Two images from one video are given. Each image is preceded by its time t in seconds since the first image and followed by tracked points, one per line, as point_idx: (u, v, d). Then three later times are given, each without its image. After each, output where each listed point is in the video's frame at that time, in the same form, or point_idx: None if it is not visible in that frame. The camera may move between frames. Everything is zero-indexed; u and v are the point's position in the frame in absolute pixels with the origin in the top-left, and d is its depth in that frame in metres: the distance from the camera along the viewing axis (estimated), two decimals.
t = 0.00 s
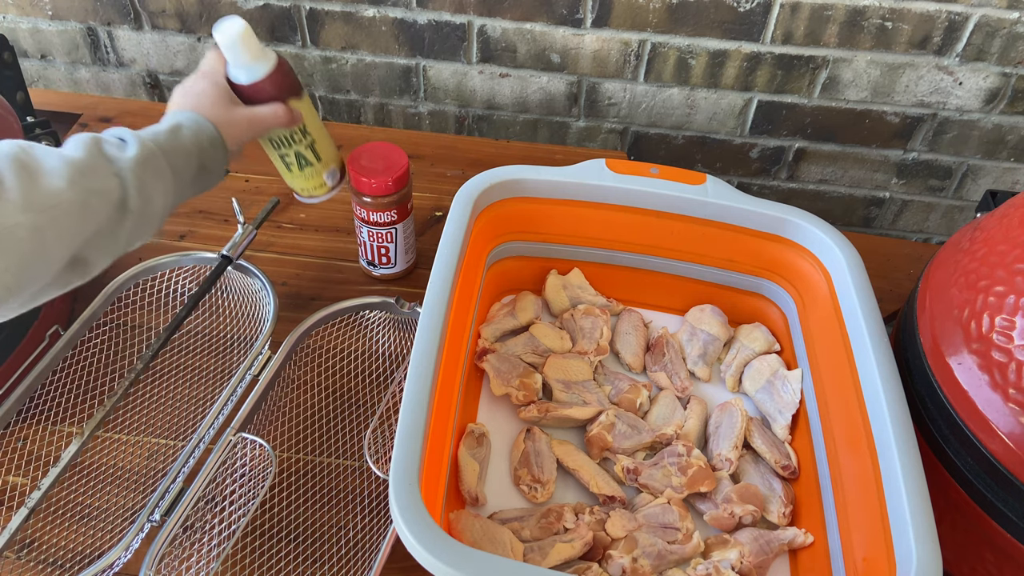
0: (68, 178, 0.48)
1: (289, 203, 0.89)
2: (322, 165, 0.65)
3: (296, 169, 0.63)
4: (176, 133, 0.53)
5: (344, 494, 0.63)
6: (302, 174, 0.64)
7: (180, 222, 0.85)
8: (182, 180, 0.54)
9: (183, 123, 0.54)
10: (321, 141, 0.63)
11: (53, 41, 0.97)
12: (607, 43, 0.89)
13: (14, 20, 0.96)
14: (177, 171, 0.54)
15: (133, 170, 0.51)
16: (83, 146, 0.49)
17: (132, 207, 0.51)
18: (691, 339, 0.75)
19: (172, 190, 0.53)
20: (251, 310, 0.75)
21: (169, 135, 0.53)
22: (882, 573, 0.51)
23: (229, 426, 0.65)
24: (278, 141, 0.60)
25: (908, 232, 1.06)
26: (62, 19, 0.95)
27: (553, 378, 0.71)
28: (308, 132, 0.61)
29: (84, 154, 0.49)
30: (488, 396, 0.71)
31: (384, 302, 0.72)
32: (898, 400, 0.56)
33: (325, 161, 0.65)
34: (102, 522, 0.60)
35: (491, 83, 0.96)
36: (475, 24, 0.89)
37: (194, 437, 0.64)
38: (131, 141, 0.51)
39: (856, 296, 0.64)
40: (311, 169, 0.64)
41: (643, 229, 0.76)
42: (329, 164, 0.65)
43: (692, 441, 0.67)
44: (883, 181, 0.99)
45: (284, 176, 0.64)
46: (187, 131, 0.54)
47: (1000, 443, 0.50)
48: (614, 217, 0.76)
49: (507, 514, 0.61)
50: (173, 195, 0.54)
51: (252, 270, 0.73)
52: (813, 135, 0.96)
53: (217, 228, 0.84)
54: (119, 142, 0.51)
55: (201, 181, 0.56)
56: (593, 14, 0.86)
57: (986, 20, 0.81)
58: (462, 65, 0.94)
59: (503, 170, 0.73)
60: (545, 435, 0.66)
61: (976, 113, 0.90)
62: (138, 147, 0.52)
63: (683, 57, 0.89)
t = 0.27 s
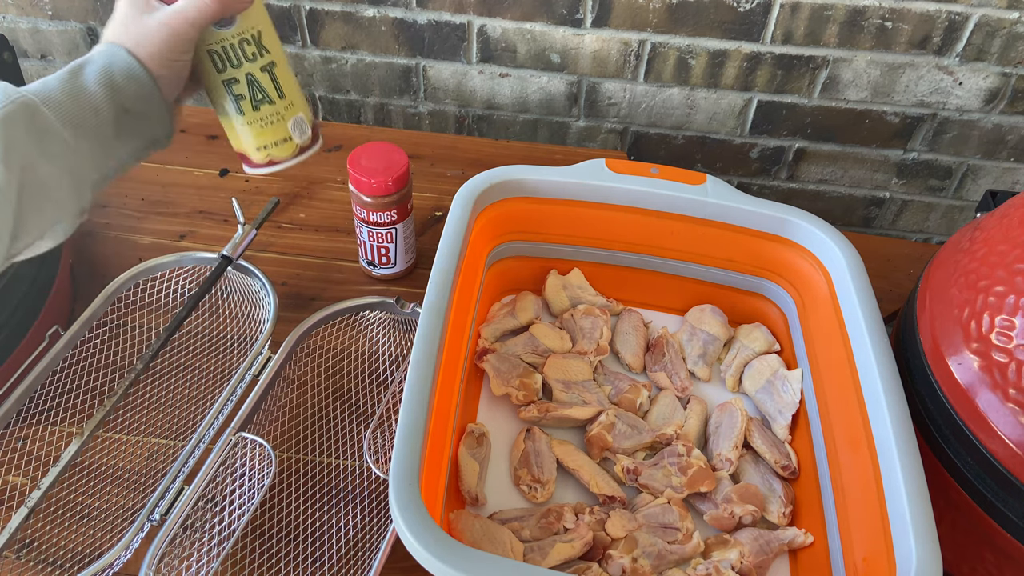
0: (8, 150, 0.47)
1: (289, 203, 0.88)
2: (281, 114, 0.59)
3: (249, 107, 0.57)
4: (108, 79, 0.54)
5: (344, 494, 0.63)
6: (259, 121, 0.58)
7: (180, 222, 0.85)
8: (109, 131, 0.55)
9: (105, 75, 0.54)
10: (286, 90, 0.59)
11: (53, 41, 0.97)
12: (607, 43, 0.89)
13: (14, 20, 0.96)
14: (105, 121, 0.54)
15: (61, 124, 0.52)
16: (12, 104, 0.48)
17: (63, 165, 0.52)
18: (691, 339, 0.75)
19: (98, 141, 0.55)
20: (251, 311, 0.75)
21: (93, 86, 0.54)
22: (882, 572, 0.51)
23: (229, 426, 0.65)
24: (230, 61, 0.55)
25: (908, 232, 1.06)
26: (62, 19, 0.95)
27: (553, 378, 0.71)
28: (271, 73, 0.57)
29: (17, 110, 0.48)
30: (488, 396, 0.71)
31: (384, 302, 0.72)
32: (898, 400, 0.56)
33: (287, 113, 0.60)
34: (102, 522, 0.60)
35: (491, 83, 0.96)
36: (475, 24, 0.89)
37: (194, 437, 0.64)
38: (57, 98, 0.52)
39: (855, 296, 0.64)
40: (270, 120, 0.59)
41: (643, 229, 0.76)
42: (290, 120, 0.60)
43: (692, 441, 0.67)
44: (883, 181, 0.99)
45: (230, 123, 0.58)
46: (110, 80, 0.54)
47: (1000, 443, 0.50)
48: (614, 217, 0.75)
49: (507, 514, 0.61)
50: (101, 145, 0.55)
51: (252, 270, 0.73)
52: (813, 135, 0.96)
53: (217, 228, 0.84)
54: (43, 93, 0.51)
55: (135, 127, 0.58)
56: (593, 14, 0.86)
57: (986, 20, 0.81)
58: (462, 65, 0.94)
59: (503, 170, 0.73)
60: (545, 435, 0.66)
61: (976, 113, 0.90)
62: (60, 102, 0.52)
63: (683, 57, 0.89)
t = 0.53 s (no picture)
0: (174, 277, 0.33)
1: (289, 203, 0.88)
2: (440, 267, 0.38)
3: (410, 246, 0.38)
4: (291, 207, 0.36)
5: (344, 494, 0.63)
6: (411, 267, 0.38)
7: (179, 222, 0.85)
8: (283, 263, 0.37)
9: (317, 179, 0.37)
10: (456, 245, 0.39)
11: (53, 41, 0.97)
12: (607, 43, 0.89)
13: (14, 20, 0.96)
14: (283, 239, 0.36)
15: (230, 246, 0.35)
16: (187, 220, 0.34)
17: (226, 296, 0.35)
18: (691, 339, 0.75)
19: (266, 274, 0.37)
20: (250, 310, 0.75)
21: (276, 210, 0.36)
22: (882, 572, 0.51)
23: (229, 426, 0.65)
24: (403, 194, 0.38)
25: (908, 232, 1.06)
26: (62, 19, 0.95)
27: (553, 378, 0.71)
28: (437, 182, 0.39)
29: (190, 228, 0.34)
30: (488, 396, 0.71)
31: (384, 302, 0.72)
32: (898, 400, 0.56)
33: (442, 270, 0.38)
34: (102, 522, 0.60)
35: (491, 83, 0.96)
36: (475, 24, 0.89)
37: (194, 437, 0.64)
38: (243, 207, 0.36)
39: (855, 295, 0.64)
40: (431, 268, 0.38)
41: (643, 229, 0.76)
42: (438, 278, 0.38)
43: (692, 441, 0.67)
44: (883, 181, 0.99)
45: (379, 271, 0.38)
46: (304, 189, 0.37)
47: (1000, 443, 0.50)
48: (614, 217, 0.75)
49: (507, 514, 0.61)
50: (268, 282, 0.37)
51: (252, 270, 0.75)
52: (813, 135, 0.96)
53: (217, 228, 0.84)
54: (222, 211, 0.35)
55: (313, 272, 0.39)
56: (593, 14, 0.86)
57: (986, 20, 0.81)
58: (462, 65, 0.94)
59: (503, 170, 0.73)
60: (545, 435, 0.66)
61: (976, 113, 0.90)
62: (235, 220, 0.35)
63: (683, 57, 0.89)
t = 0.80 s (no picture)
0: (199, 334, 0.35)
1: (289, 203, 0.88)
2: (493, 318, 0.44)
3: (468, 298, 0.44)
4: (318, 263, 0.40)
5: (344, 495, 0.63)
6: (470, 319, 0.44)
7: (179, 222, 0.85)
8: (308, 320, 0.40)
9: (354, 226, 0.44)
10: (505, 298, 0.46)
11: (53, 41, 0.97)
12: (607, 43, 0.89)
13: (14, 20, 0.96)
14: (311, 294, 0.40)
15: (257, 303, 0.38)
16: (214, 276, 0.36)
17: (249, 356, 0.38)
18: (691, 339, 0.75)
19: (292, 330, 0.39)
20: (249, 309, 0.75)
21: (304, 266, 0.40)
22: (882, 573, 0.51)
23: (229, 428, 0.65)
24: (460, 245, 0.45)
25: (908, 232, 1.06)
26: (62, 19, 0.95)
27: (553, 378, 0.71)
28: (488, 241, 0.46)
29: (219, 284, 0.36)
30: (488, 395, 0.71)
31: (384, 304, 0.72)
32: (898, 400, 0.56)
33: (493, 321, 0.44)
34: (102, 522, 0.60)
35: (491, 83, 0.96)
36: (475, 24, 0.89)
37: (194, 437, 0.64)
38: (275, 261, 0.39)
39: (855, 295, 0.64)
40: (486, 319, 0.44)
41: (643, 229, 0.76)
42: (490, 330, 0.44)
43: (692, 441, 0.67)
44: (883, 181, 0.99)
45: (436, 317, 0.44)
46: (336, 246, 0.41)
47: (1000, 442, 0.50)
48: (614, 217, 0.75)
49: (507, 514, 0.61)
50: (294, 337, 0.40)
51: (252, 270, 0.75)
52: (813, 135, 0.95)
53: (217, 228, 0.84)
54: (249, 265, 0.38)
55: (338, 327, 0.42)
56: (593, 14, 0.86)
57: (986, 20, 0.81)
58: (462, 65, 0.94)
59: (503, 170, 0.73)
60: (545, 435, 0.66)
61: (976, 113, 0.90)
62: (267, 276, 0.39)
63: (683, 57, 0.89)
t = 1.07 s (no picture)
0: (176, 325, 0.36)
1: (289, 203, 0.88)
2: (475, 340, 0.43)
3: (451, 316, 0.43)
4: (300, 264, 0.41)
5: (344, 495, 0.63)
6: (452, 339, 0.42)
7: (179, 222, 0.85)
8: (288, 319, 0.41)
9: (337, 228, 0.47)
10: (492, 323, 0.45)
11: (53, 41, 0.97)
12: (607, 43, 0.89)
13: (14, 20, 0.95)
14: (290, 292, 0.41)
15: (235, 300, 0.39)
16: (193, 271, 0.37)
17: (226, 351, 0.39)
18: (691, 339, 0.75)
19: (272, 328, 0.41)
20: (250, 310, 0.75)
21: (284, 266, 0.41)
22: (882, 572, 0.51)
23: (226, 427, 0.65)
24: (451, 265, 0.44)
25: (908, 232, 1.06)
26: (62, 19, 0.95)
27: (553, 378, 0.71)
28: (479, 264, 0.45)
29: (197, 279, 0.37)
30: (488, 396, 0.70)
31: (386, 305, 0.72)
32: (899, 400, 0.55)
33: (476, 343, 0.43)
34: (102, 522, 0.60)
35: (491, 83, 0.96)
36: (474, 24, 0.89)
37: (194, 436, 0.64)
38: (256, 260, 0.40)
39: (855, 295, 0.64)
40: (468, 340, 0.43)
41: (643, 229, 0.76)
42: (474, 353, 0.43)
43: (692, 441, 0.67)
44: (883, 181, 0.99)
45: (418, 333, 0.43)
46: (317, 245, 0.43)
47: (1000, 442, 0.50)
48: (614, 217, 0.75)
49: (507, 514, 0.61)
50: (274, 335, 0.41)
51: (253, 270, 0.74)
52: (813, 135, 0.95)
53: (217, 228, 0.84)
54: (229, 264, 0.39)
55: (318, 326, 0.43)
56: (593, 14, 0.86)
57: (987, 20, 0.81)
58: (462, 65, 0.94)
59: (503, 170, 0.73)
60: (545, 435, 0.66)
61: (976, 113, 0.90)
62: (247, 275, 0.40)
63: (683, 57, 0.89)
